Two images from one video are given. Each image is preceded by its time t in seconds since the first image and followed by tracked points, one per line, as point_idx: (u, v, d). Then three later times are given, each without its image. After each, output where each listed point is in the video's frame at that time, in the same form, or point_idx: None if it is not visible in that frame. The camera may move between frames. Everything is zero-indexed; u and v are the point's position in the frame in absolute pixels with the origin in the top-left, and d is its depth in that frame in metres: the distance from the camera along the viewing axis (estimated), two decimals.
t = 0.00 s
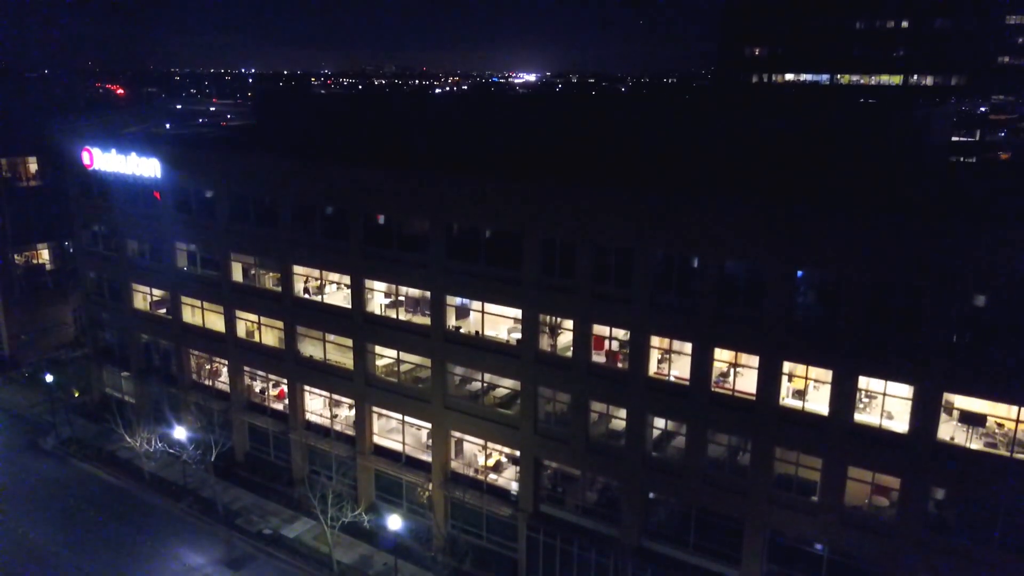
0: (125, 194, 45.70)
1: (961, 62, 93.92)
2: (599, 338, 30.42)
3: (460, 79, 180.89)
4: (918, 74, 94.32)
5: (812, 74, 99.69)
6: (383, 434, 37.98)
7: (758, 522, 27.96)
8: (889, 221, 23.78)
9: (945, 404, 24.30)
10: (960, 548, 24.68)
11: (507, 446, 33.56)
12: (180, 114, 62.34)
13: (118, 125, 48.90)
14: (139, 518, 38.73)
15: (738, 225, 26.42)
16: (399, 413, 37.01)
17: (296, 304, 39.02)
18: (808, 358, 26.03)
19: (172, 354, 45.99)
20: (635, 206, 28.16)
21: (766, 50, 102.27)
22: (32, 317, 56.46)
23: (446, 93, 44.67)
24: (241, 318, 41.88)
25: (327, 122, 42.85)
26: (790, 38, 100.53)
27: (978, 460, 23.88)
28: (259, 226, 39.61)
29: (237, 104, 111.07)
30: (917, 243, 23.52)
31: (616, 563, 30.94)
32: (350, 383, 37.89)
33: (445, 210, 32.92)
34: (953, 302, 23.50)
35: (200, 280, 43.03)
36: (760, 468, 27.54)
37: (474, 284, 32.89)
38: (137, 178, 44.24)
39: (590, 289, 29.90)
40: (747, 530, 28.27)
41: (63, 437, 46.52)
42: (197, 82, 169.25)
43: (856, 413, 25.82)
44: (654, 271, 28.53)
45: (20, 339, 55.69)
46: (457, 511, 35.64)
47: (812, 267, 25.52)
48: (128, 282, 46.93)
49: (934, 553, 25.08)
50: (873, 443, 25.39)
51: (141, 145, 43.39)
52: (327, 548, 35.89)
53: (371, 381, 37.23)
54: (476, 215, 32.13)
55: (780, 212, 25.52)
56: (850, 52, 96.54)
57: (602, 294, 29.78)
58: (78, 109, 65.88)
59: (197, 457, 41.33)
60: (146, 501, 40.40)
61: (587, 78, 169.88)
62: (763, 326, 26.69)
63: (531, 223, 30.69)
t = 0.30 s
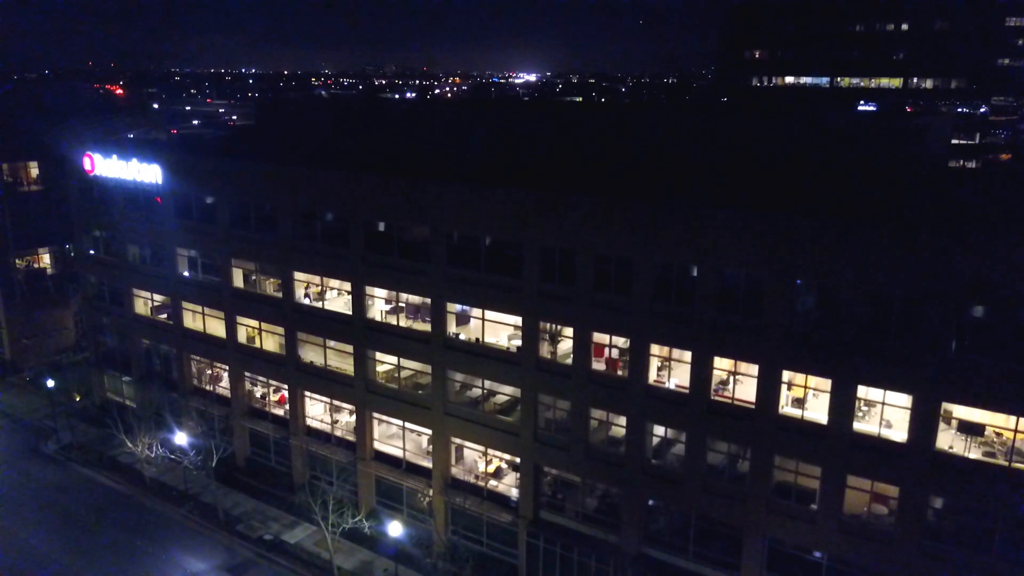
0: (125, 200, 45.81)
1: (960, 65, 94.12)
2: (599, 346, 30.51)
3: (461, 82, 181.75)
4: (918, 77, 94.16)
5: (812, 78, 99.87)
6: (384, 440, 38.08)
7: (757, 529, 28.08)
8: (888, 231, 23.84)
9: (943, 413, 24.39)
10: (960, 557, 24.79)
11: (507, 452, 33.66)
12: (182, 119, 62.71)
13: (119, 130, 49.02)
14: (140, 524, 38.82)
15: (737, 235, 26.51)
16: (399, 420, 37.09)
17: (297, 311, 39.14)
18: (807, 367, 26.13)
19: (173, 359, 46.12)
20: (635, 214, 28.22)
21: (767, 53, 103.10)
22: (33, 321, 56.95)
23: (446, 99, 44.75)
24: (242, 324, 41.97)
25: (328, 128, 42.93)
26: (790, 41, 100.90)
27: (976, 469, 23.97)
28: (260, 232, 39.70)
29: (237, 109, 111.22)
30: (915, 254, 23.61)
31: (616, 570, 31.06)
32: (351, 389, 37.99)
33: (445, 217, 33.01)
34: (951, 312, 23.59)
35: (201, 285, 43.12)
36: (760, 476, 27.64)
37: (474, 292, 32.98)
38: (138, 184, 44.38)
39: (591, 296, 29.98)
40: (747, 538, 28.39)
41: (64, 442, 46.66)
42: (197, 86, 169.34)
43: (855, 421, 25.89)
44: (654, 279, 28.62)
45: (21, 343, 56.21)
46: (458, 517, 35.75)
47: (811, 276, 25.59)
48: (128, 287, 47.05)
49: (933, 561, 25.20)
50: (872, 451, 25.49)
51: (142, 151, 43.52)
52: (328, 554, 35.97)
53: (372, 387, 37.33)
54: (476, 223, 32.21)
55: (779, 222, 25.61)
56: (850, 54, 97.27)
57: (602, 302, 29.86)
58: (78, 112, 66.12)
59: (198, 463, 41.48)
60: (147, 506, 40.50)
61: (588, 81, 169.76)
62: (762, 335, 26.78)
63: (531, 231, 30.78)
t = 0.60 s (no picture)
0: (125, 204, 45.88)
1: (961, 67, 94.38)
2: (598, 351, 30.58)
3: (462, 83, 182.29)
4: (918, 78, 93.77)
5: (812, 79, 100.82)
6: (384, 444, 38.16)
7: (756, 535, 28.17)
8: (888, 240, 23.88)
9: (942, 420, 24.50)
10: (959, 564, 24.86)
11: (506, 457, 33.74)
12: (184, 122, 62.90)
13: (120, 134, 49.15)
14: (140, 528, 38.90)
15: (736, 242, 26.57)
16: (399, 424, 37.17)
17: (297, 315, 39.21)
18: (807, 374, 26.20)
19: (173, 363, 46.22)
20: (635, 221, 28.26)
21: (767, 56, 103.99)
22: (34, 324, 57.24)
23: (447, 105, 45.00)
24: (242, 328, 42.05)
25: (328, 133, 43.03)
26: (790, 42, 101.52)
27: (975, 476, 24.05)
28: (260, 237, 39.79)
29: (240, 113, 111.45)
30: (914, 262, 23.67)
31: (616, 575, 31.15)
32: (351, 393, 38.07)
33: (445, 223, 33.07)
34: (951, 320, 23.65)
35: (201, 289, 43.20)
36: (759, 482, 27.72)
37: (474, 297, 33.04)
38: (138, 189, 44.45)
39: (591, 302, 30.03)
40: (746, 544, 28.48)
41: (64, 445, 46.77)
42: (197, 87, 169.55)
43: (854, 428, 25.96)
44: (654, 286, 28.69)
45: (22, 346, 56.50)
46: (458, 522, 35.84)
47: (810, 284, 25.64)
48: (129, 291, 47.15)
49: (932, 567, 25.28)
50: (871, 458, 25.56)
51: (142, 155, 43.59)
52: (329, 558, 36.05)
53: (372, 392, 37.42)
54: (476, 229, 32.27)
55: (777, 230, 25.70)
56: (850, 56, 97.50)
57: (602, 308, 29.92)
58: (78, 115, 66.26)
59: (198, 467, 41.57)
60: (148, 510, 40.58)
61: (589, 82, 170.38)
62: (762, 342, 26.83)
63: (531, 237, 30.85)
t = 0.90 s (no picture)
0: (126, 208, 45.91)
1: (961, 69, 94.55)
2: (599, 357, 30.62)
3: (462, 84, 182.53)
4: (918, 81, 93.35)
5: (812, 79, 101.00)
6: (384, 448, 38.20)
7: (756, 540, 28.23)
8: (887, 247, 23.95)
9: (942, 426, 24.53)
10: (958, 569, 24.94)
11: (507, 462, 33.80)
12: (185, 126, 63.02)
13: (120, 138, 49.16)
14: (140, 532, 38.92)
15: (736, 249, 26.61)
16: (400, 428, 37.22)
17: (298, 320, 39.26)
18: (806, 380, 26.26)
19: (173, 367, 46.27)
20: (635, 227, 28.31)
21: (766, 57, 104.56)
22: (35, 327, 57.29)
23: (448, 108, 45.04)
24: (243, 332, 42.09)
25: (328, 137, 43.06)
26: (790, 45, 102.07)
27: (974, 483, 24.12)
28: (260, 241, 39.85)
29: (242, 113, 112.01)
30: (913, 269, 23.76)
31: None
32: (351, 397, 38.13)
33: (445, 228, 33.11)
34: (950, 327, 23.71)
35: (201, 293, 43.24)
36: (759, 487, 27.77)
37: (474, 302, 33.11)
38: (138, 192, 44.47)
39: (591, 308, 30.07)
40: (746, 549, 28.55)
41: (65, 449, 46.81)
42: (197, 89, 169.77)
43: (854, 434, 26.02)
44: (654, 291, 28.76)
45: (23, 349, 56.55)
46: (458, 526, 35.89)
47: (810, 290, 25.69)
48: (129, 294, 47.21)
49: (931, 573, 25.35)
50: (871, 464, 25.62)
51: (143, 160, 43.65)
52: (329, 562, 36.10)
53: (372, 396, 37.48)
54: (476, 234, 32.32)
55: (776, 237, 25.74)
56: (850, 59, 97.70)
57: (601, 313, 29.96)
58: (79, 117, 66.31)
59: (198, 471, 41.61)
60: (148, 514, 40.61)
61: (588, 83, 170.58)
62: (762, 348, 26.89)
63: (531, 242, 30.90)
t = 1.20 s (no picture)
0: (126, 209, 45.88)
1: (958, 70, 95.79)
2: (599, 358, 30.62)
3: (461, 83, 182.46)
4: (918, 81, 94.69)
5: (812, 79, 99.83)
6: (384, 449, 38.21)
7: (756, 542, 28.25)
8: (887, 249, 23.93)
9: (942, 428, 24.53)
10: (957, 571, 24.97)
11: (507, 464, 33.84)
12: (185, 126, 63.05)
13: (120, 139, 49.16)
14: (140, 533, 38.95)
15: (736, 251, 26.59)
16: (400, 430, 37.23)
17: (298, 321, 39.29)
18: (806, 382, 26.27)
19: (174, 368, 46.28)
20: (635, 229, 28.30)
21: (767, 58, 102.13)
22: (35, 328, 57.24)
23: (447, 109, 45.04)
24: (243, 333, 42.08)
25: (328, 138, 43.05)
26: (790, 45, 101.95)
27: (974, 485, 24.13)
28: (261, 242, 39.86)
29: (243, 114, 112.13)
30: (913, 271, 23.75)
31: None
32: (351, 399, 38.15)
33: (445, 230, 33.11)
34: (949, 330, 23.69)
35: (201, 294, 43.26)
36: (759, 489, 27.78)
37: (474, 304, 33.13)
38: (139, 194, 44.46)
39: (590, 310, 30.09)
40: (746, 551, 28.56)
41: (65, 450, 46.81)
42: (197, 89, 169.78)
43: (853, 436, 26.02)
44: (653, 293, 28.77)
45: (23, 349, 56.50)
46: (458, 527, 35.93)
47: (810, 292, 25.68)
48: (129, 295, 47.21)
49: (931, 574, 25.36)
50: (871, 466, 25.63)
51: (143, 161, 43.62)
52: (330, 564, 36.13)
53: (372, 397, 37.49)
54: (476, 236, 32.32)
55: (776, 239, 25.73)
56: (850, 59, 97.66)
57: (601, 315, 29.96)
58: (79, 118, 66.24)
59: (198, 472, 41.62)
60: (148, 516, 40.64)
61: (588, 82, 170.52)
62: (762, 350, 26.89)
63: (531, 244, 30.90)
